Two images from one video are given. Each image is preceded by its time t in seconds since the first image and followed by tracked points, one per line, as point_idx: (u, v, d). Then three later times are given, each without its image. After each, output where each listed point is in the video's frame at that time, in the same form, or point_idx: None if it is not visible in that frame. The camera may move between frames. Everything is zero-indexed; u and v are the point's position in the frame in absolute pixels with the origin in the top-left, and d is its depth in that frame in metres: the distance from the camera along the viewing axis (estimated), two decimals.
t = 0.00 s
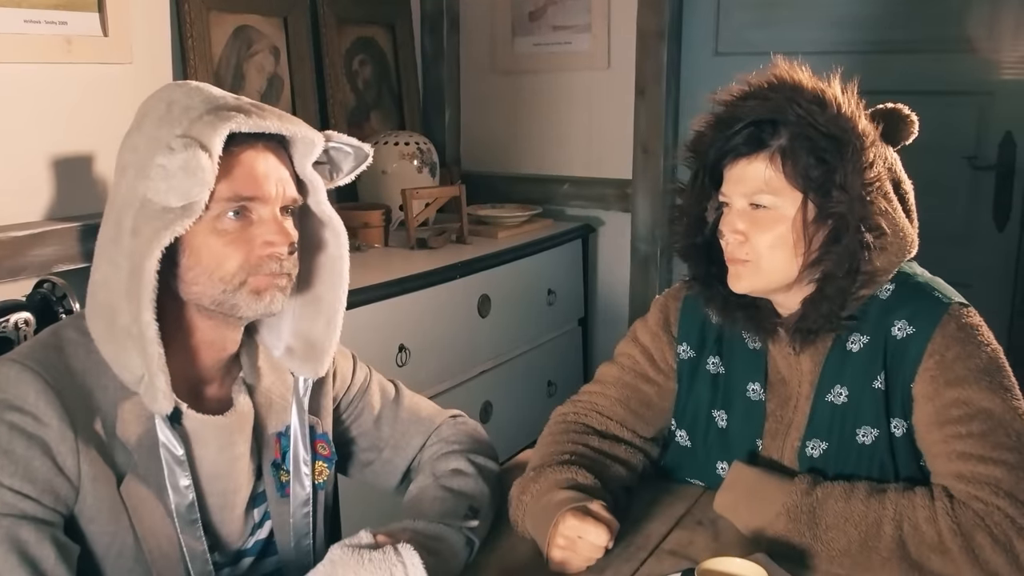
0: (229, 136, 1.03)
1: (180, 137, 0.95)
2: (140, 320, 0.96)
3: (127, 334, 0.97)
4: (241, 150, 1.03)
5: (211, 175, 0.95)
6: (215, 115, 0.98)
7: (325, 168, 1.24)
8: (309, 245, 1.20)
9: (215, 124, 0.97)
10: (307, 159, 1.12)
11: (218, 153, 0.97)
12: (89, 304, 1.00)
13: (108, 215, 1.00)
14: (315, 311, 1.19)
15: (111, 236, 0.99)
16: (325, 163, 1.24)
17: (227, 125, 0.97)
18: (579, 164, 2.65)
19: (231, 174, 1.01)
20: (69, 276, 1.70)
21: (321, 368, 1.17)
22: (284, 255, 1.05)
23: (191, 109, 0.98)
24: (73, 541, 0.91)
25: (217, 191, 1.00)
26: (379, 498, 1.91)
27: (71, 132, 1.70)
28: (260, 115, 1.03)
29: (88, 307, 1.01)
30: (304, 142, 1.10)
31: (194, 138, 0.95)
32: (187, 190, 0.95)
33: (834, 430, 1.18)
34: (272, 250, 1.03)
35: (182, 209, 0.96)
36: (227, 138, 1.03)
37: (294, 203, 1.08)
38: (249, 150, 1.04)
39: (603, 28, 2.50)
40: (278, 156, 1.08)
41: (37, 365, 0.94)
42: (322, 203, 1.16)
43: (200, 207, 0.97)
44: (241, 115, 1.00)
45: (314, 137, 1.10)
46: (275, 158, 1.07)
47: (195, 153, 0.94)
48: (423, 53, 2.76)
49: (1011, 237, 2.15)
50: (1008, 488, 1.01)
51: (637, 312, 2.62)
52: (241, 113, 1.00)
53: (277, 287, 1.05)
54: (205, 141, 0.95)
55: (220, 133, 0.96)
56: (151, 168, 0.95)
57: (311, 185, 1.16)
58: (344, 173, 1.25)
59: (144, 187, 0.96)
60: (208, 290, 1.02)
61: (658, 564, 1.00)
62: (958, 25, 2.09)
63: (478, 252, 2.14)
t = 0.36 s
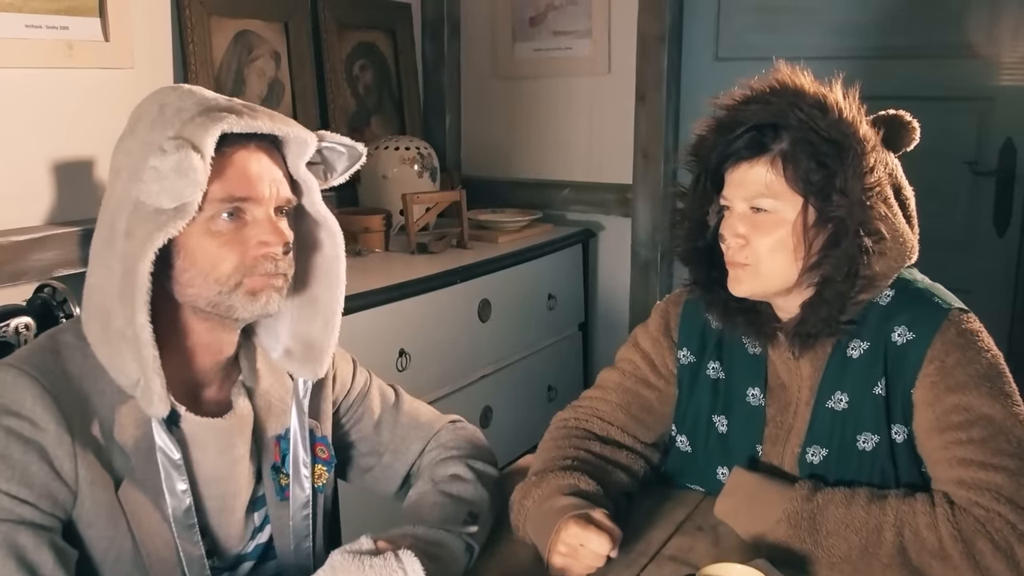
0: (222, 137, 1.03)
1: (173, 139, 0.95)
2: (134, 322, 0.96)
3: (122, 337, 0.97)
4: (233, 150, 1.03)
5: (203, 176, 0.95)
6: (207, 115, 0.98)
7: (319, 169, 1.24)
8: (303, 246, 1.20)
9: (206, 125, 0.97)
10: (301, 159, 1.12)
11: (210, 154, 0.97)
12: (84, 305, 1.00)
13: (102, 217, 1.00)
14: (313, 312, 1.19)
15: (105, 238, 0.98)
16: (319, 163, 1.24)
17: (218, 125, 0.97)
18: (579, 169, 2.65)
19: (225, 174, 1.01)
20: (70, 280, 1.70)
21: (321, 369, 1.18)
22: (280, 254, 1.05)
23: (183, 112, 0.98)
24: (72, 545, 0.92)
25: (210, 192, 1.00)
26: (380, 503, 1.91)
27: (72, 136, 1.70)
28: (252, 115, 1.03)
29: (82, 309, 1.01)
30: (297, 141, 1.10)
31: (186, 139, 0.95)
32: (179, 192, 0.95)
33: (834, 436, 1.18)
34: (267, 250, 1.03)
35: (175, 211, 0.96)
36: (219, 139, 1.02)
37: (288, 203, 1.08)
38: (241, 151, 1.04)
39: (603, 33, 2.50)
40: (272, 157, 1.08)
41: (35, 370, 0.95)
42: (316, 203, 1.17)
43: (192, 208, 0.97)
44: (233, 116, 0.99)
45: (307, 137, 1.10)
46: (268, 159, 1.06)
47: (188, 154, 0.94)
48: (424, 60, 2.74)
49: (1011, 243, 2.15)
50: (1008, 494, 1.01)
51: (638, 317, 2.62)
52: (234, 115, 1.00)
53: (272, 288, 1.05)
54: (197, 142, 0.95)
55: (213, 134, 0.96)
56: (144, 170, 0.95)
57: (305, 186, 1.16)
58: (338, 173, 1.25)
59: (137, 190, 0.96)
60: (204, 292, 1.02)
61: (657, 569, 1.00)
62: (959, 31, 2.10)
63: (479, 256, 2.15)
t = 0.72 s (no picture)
0: (245, 152, 1.02)
1: (195, 153, 0.95)
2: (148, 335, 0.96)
3: (136, 349, 0.97)
4: (256, 166, 1.02)
5: (225, 194, 0.95)
6: (231, 130, 0.97)
7: (338, 182, 1.24)
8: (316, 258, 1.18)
9: (230, 140, 0.96)
10: (322, 173, 1.11)
11: (233, 170, 0.96)
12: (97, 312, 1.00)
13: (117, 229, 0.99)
14: (322, 327, 1.17)
15: (123, 248, 0.98)
16: (339, 176, 1.24)
17: (242, 142, 0.96)
18: (580, 170, 2.65)
19: (247, 188, 1.00)
20: (70, 280, 1.70)
21: (327, 381, 1.16)
22: (299, 275, 1.04)
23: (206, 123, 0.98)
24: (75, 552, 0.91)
25: (232, 207, 0.99)
26: (381, 503, 1.91)
27: (73, 137, 1.70)
28: (275, 130, 1.02)
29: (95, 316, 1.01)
30: (319, 156, 1.09)
31: (211, 153, 0.95)
32: (200, 208, 0.94)
33: (838, 435, 1.17)
34: (289, 269, 1.02)
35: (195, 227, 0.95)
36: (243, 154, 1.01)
37: (308, 217, 1.07)
38: (264, 166, 1.02)
39: (604, 33, 2.50)
40: (293, 171, 1.06)
41: (40, 373, 0.94)
42: (335, 217, 1.14)
43: (214, 224, 0.96)
44: (258, 131, 0.99)
45: (329, 152, 1.09)
46: (290, 174, 1.05)
47: (212, 172, 0.94)
48: (426, 60, 2.74)
49: (1012, 244, 2.15)
50: (1011, 493, 1.02)
51: (638, 318, 2.62)
52: (258, 130, 0.99)
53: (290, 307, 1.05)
54: (221, 158, 0.95)
55: (236, 149, 0.95)
56: (166, 184, 0.95)
57: (325, 200, 1.14)
58: (357, 187, 1.25)
59: (156, 203, 0.95)
60: (220, 307, 1.02)
61: (658, 570, 1.00)
62: (960, 31, 2.10)
63: (480, 256, 2.15)
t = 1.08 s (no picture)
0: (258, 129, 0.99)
1: (226, 129, 0.91)
2: (200, 317, 0.90)
3: (181, 333, 0.90)
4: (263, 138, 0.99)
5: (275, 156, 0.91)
6: (254, 103, 0.95)
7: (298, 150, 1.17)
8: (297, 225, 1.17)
9: (258, 111, 0.94)
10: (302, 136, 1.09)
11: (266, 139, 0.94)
12: (120, 305, 0.91)
13: (135, 223, 0.92)
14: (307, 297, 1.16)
15: (157, 230, 0.90)
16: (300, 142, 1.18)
17: (269, 111, 0.95)
18: (580, 166, 2.65)
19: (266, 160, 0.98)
20: (69, 274, 1.70)
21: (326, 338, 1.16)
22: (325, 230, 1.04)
23: (214, 100, 0.93)
24: (92, 543, 0.91)
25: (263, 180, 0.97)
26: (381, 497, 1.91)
27: (72, 132, 1.69)
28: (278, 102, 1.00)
29: (116, 310, 0.91)
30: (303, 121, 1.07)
31: (242, 126, 0.91)
32: (259, 175, 0.90)
33: (845, 431, 1.18)
34: (320, 223, 1.02)
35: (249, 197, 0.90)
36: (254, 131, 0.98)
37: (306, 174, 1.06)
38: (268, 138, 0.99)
39: (604, 29, 2.50)
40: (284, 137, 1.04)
41: (60, 363, 0.93)
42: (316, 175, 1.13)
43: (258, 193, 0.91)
44: (276, 100, 0.97)
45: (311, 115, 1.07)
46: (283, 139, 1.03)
47: (253, 140, 0.91)
48: (424, 54, 2.77)
49: (1011, 241, 2.15)
50: (1012, 488, 1.02)
51: (637, 314, 2.62)
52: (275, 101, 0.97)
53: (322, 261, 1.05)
54: (255, 127, 0.92)
55: (267, 118, 0.94)
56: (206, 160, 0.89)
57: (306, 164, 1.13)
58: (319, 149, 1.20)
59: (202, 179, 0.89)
60: (268, 275, 0.99)
61: (658, 566, 1.00)
62: (959, 28, 2.10)
63: (479, 253, 2.14)
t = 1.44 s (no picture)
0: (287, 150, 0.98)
1: (261, 147, 0.91)
2: (225, 336, 0.90)
3: (202, 350, 0.90)
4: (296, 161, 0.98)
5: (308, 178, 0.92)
6: (284, 120, 0.94)
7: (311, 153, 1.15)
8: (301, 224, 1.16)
9: (288, 130, 0.94)
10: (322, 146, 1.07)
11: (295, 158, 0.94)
12: (141, 324, 0.90)
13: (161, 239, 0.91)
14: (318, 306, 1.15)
15: (181, 249, 0.89)
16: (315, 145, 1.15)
17: (301, 130, 0.94)
18: (580, 165, 2.65)
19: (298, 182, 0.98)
20: (70, 273, 1.70)
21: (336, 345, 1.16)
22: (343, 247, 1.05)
23: (241, 114, 0.93)
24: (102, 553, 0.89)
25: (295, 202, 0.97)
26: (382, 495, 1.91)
27: (72, 131, 1.69)
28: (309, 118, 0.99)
29: (135, 328, 0.90)
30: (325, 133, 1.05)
31: (272, 145, 0.91)
32: (291, 197, 0.91)
33: (841, 431, 1.18)
34: (343, 240, 1.03)
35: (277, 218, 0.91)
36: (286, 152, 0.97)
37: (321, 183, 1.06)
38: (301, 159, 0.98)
39: (604, 28, 2.50)
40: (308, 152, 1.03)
41: (73, 375, 0.92)
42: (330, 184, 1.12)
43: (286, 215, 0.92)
44: (305, 118, 0.97)
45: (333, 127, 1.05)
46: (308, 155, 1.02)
47: (286, 160, 0.91)
48: (425, 55, 2.75)
49: (1011, 239, 2.15)
50: (1011, 488, 1.02)
51: (637, 312, 2.62)
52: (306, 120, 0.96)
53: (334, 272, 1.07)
54: (286, 146, 0.92)
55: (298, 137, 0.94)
56: (238, 179, 0.89)
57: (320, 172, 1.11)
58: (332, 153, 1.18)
59: (232, 199, 0.89)
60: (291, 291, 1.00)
61: (659, 564, 1.00)
62: (959, 26, 2.10)
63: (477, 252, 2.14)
